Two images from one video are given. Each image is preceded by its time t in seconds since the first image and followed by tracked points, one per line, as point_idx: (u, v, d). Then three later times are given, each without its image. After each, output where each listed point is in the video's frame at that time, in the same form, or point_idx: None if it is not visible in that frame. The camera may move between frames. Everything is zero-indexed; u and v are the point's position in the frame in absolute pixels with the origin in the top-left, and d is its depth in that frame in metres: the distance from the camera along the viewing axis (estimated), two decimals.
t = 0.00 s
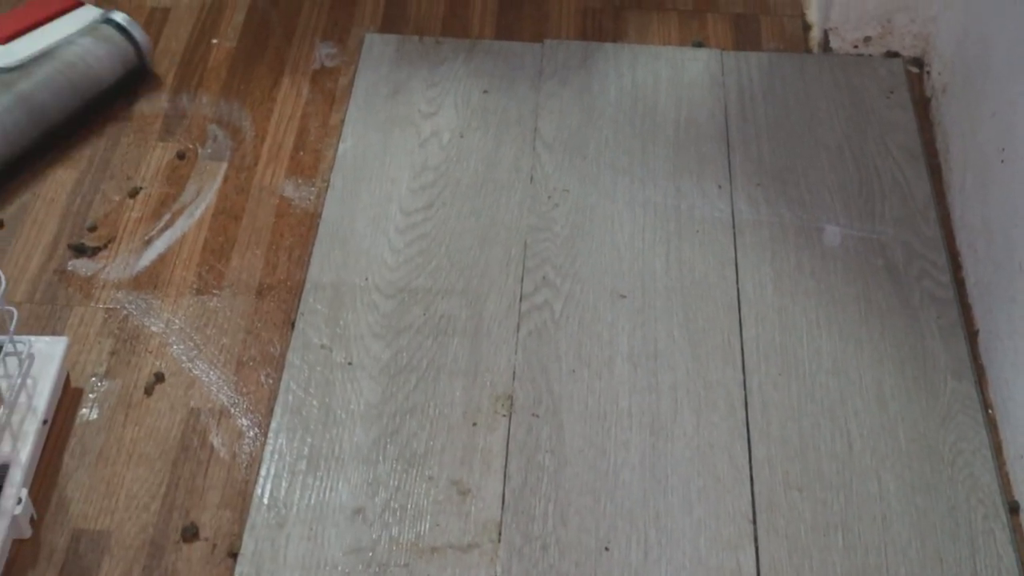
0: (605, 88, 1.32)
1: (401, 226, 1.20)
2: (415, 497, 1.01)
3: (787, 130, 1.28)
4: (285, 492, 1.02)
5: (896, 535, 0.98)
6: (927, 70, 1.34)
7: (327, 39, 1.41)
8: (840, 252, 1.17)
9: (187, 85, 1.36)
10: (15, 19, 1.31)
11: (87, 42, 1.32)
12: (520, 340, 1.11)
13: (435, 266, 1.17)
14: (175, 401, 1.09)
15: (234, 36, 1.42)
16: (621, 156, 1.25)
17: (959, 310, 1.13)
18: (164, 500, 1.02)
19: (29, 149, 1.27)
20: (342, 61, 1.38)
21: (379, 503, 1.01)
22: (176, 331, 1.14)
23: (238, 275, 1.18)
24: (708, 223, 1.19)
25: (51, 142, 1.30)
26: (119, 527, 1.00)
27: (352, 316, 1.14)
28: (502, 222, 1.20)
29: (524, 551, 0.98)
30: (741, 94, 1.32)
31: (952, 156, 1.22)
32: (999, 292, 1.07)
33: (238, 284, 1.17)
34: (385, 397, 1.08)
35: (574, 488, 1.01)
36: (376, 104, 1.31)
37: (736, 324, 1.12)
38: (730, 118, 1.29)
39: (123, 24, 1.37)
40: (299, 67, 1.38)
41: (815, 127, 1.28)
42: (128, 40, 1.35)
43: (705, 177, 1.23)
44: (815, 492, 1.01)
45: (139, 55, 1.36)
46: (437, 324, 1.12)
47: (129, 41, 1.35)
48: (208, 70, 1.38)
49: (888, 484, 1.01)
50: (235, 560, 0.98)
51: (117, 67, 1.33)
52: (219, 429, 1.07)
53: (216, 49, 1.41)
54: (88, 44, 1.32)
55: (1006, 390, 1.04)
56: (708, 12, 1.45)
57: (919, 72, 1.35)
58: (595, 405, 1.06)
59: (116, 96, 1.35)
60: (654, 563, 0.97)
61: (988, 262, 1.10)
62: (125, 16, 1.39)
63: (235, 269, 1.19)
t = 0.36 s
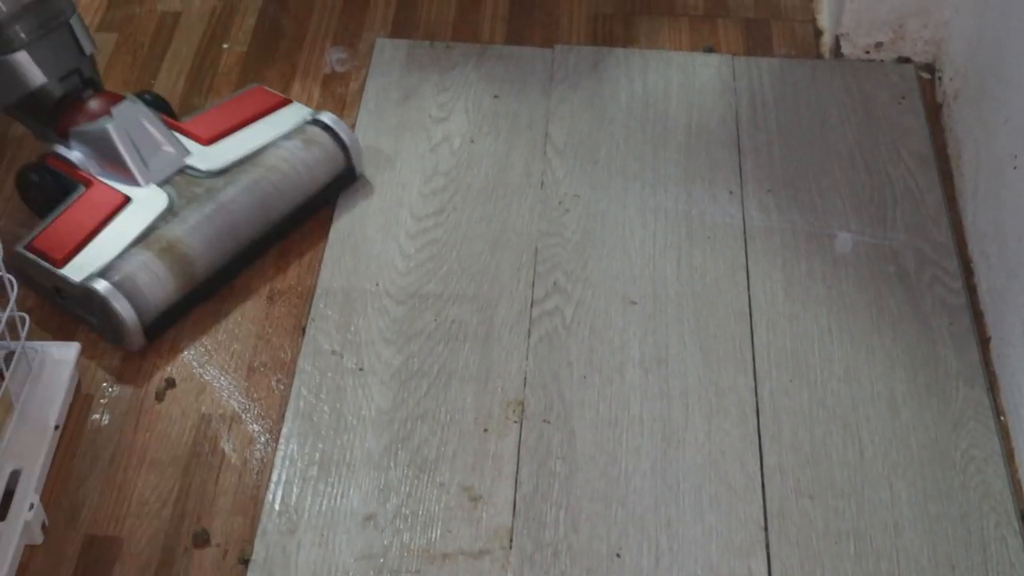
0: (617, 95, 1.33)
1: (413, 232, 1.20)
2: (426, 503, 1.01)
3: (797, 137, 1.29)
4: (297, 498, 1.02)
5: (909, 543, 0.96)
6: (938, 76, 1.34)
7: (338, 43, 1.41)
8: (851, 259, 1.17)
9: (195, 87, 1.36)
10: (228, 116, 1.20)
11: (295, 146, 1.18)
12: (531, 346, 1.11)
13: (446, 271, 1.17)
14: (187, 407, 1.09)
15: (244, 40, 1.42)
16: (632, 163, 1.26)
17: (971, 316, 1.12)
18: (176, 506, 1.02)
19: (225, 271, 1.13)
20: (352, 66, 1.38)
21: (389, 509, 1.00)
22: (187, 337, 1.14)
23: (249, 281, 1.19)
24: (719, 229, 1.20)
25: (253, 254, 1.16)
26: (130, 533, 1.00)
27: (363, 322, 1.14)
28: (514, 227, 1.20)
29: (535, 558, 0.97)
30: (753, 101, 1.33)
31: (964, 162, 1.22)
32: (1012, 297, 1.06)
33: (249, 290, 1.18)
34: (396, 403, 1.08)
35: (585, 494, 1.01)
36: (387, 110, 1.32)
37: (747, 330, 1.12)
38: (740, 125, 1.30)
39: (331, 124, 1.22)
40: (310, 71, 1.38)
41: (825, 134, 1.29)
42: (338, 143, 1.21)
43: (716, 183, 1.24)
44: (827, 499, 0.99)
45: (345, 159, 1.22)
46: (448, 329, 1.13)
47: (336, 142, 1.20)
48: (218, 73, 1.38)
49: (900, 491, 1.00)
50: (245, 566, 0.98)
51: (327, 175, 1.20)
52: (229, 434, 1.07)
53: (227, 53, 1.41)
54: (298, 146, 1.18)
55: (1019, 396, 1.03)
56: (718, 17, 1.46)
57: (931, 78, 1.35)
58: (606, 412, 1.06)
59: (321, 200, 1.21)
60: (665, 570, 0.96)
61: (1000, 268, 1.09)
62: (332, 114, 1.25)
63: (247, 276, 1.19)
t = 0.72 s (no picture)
0: (629, 101, 1.34)
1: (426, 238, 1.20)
2: (440, 508, 1.01)
3: (810, 143, 1.29)
4: (310, 503, 1.02)
5: (923, 550, 0.96)
6: (951, 82, 1.34)
7: (351, 48, 1.42)
8: (864, 265, 1.17)
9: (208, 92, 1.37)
10: (341, 172, 1.17)
11: (412, 203, 1.13)
12: (545, 351, 1.11)
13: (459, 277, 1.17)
14: (201, 412, 1.09)
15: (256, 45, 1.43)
16: (645, 168, 1.26)
17: (984, 322, 1.12)
18: (190, 511, 1.02)
19: (342, 338, 1.08)
20: (365, 71, 1.39)
21: (403, 514, 1.00)
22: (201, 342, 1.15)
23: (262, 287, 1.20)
24: (732, 235, 1.20)
25: (369, 318, 1.11)
26: (144, 538, 1.00)
27: (377, 328, 1.14)
28: (527, 234, 1.20)
29: (548, 564, 0.96)
30: (766, 108, 1.33)
31: (977, 168, 1.22)
32: None
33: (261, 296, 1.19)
34: (409, 408, 1.08)
35: (599, 500, 1.01)
36: (399, 115, 1.32)
37: (760, 336, 1.12)
38: (753, 130, 1.30)
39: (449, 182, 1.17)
40: (323, 76, 1.38)
41: (837, 140, 1.29)
42: (454, 201, 1.16)
43: (729, 188, 1.24)
44: (843, 506, 0.99)
45: (462, 219, 1.16)
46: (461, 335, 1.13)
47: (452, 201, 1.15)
48: (230, 78, 1.39)
49: (915, 499, 0.99)
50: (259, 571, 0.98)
51: (442, 236, 1.14)
52: (244, 440, 1.07)
53: (239, 58, 1.41)
54: (413, 206, 1.13)
55: None
56: (731, 23, 1.46)
57: (944, 84, 1.35)
58: (620, 417, 1.06)
59: (435, 261, 1.16)
60: None
61: (1013, 274, 1.09)
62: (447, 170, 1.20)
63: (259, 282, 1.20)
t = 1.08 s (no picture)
0: (639, 104, 1.34)
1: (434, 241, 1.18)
2: (449, 511, 1.01)
3: (820, 147, 1.29)
4: (319, 505, 1.02)
5: (933, 555, 0.96)
6: (961, 86, 1.34)
7: (360, 52, 1.42)
8: (873, 268, 1.17)
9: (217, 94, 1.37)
10: (435, 228, 1.12)
11: (508, 267, 1.09)
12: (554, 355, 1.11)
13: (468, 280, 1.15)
14: (211, 415, 1.10)
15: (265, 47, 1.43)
16: (655, 172, 1.26)
17: (993, 326, 1.12)
18: (199, 513, 1.02)
19: (424, 409, 1.03)
20: (374, 74, 1.39)
21: (412, 517, 1.01)
22: (210, 345, 1.15)
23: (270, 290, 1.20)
24: (741, 239, 1.20)
25: (457, 388, 1.06)
26: (153, 540, 1.00)
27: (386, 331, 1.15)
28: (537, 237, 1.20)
29: (556, 567, 0.96)
30: (776, 111, 1.33)
31: (987, 172, 1.21)
32: None
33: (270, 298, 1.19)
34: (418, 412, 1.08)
35: (607, 504, 1.01)
36: (409, 119, 1.32)
37: (770, 340, 1.11)
38: (763, 134, 1.30)
39: (545, 245, 1.12)
40: (332, 79, 1.39)
41: (847, 143, 1.29)
42: (552, 269, 1.11)
43: (738, 192, 1.24)
44: (851, 510, 0.99)
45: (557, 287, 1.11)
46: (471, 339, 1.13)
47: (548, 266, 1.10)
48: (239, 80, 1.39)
49: (925, 503, 0.99)
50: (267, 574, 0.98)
51: (534, 305, 1.09)
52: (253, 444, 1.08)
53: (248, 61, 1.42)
54: (509, 271, 1.08)
55: None
56: (741, 26, 1.46)
57: (954, 88, 1.35)
58: (629, 421, 1.06)
59: (526, 329, 1.10)
60: None
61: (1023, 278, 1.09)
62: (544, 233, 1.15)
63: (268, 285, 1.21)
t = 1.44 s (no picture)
0: (641, 105, 1.34)
1: (437, 240, 1.19)
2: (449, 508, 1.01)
3: (822, 147, 1.29)
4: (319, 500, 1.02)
5: (933, 552, 0.95)
6: (963, 87, 1.34)
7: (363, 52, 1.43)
8: (875, 268, 1.17)
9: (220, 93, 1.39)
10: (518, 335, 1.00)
11: (574, 401, 0.96)
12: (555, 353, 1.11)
13: (469, 277, 1.16)
14: (212, 411, 1.10)
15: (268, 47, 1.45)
16: (656, 172, 1.27)
17: (994, 325, 1.12)
18: (200, 508, 1.02)
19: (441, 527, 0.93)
20: (376, 75, 1.39)
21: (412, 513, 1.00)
22: (211, 343, 1.16)
23: (272, 286, 1.21)
24: (742, 239, 1.20)
25: (491, 509, 0.95)
26: (154, 535, 1.00)
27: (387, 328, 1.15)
28: (539, 236, 1.20)
29: (556, 564, 0.96)
30: (778, 112, 1.33)
31: (988, 172, 1.22)
32: None
33: (271, 295, 1.20)
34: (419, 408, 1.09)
35: (607, 500, 1.00)
36: (412, 118, 1.33)
37: (771, 339, 1.11)
38: (764, 135, 1.30)
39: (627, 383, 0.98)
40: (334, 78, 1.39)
41: (848, 143, 1.29)
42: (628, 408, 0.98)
43: (740, 192, 1.24)
44: (851, 508, 0.99)
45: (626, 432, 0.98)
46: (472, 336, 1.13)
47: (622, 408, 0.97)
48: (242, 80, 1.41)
49: (926, 501, 0.99)
50: (268, 569, 0.98)
51: (591, 445, 0.97)
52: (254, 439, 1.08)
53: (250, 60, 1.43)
54: (579, 406, 0.96)
55: None
56: (743, 28, 1.47)
57: (956, 88, 1.35)
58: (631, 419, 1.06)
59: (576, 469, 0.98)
60: None
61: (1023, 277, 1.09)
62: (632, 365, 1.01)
63: (270, 281, 1.21)
